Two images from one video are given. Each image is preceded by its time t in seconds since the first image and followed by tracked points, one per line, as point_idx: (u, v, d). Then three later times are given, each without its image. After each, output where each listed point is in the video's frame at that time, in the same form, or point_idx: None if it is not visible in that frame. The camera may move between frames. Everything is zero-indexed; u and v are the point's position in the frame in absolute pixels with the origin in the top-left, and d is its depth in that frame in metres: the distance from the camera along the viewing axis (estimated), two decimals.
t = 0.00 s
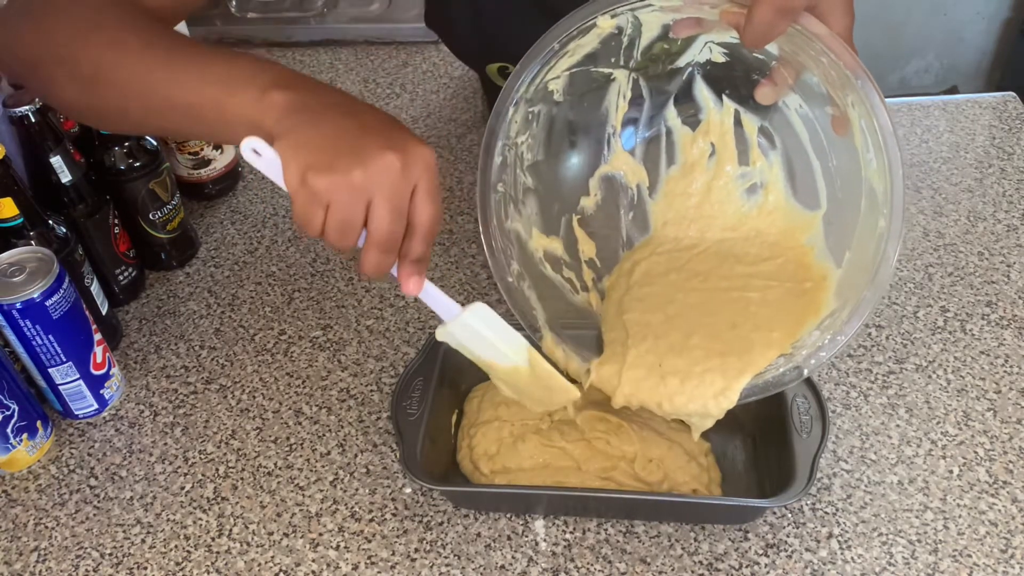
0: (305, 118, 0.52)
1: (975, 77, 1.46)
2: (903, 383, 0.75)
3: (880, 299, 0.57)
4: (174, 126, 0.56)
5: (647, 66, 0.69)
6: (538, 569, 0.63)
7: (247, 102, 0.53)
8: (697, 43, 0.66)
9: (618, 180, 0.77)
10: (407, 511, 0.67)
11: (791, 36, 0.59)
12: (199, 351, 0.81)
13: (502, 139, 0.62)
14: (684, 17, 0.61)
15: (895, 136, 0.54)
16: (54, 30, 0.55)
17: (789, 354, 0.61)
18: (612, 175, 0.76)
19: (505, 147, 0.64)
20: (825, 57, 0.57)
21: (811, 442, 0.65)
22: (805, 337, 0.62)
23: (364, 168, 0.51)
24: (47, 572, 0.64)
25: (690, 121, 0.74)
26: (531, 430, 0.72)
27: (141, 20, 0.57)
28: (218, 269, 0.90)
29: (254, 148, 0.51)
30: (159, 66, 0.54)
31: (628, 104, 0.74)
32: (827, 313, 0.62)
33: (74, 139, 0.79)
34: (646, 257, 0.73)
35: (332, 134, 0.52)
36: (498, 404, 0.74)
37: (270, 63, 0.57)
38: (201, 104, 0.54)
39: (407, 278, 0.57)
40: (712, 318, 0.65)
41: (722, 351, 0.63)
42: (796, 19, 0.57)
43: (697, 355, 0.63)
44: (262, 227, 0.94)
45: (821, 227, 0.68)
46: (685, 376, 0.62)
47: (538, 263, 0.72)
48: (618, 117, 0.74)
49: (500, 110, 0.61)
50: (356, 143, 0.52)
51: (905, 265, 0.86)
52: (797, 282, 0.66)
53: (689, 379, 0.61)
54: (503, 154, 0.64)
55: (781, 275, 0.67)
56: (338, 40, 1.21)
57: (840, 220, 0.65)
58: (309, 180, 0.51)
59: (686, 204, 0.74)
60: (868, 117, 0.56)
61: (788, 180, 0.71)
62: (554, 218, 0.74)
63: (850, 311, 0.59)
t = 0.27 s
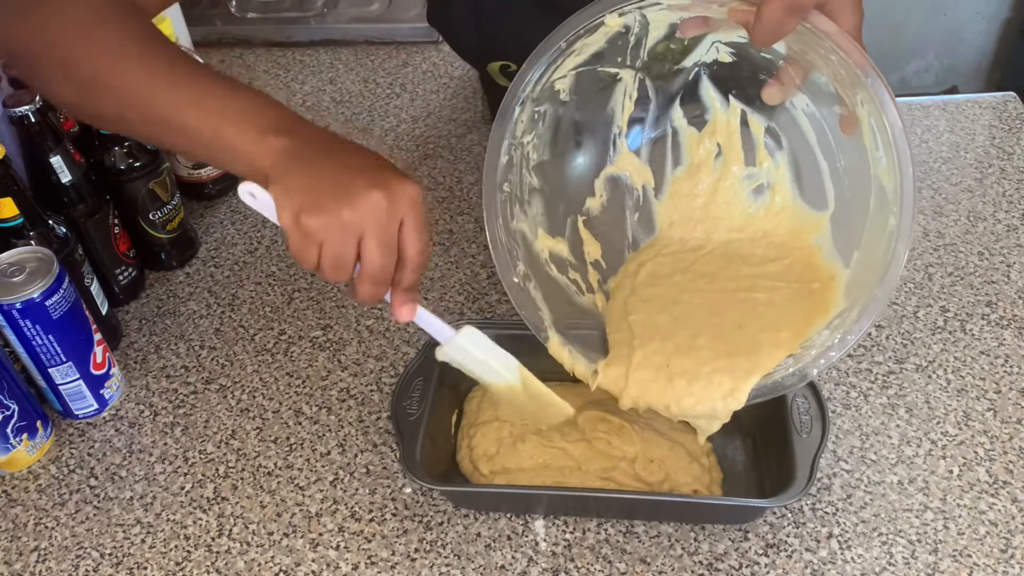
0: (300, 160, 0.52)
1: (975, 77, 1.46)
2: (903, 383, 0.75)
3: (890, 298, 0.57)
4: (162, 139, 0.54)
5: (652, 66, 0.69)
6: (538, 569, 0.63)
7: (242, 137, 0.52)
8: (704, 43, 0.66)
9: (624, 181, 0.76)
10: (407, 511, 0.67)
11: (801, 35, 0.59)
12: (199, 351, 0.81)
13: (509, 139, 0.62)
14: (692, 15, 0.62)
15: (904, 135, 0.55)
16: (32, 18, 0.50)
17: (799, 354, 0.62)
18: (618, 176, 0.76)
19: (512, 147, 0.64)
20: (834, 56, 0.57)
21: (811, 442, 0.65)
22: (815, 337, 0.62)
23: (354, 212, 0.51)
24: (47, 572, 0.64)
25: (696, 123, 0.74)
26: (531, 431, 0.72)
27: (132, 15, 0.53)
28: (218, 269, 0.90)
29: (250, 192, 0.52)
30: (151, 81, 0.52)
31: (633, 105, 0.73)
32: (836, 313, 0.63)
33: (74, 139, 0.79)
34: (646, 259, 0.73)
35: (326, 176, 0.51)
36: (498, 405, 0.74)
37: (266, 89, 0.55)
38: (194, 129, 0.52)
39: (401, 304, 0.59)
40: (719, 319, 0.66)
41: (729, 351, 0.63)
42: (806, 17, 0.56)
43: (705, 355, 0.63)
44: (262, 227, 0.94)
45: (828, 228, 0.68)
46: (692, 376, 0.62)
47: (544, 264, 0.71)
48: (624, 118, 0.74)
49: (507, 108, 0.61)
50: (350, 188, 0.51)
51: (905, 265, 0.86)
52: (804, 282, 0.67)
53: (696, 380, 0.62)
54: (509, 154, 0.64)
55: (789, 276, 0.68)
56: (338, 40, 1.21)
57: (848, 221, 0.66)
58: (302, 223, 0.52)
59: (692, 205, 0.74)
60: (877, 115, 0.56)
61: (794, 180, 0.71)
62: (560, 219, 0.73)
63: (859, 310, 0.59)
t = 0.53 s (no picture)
0: (271, 94, 0.52)
1: (975, 77, 1.46)
2: (903, 383, 0.75)
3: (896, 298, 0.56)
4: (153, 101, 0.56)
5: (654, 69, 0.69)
6: (538, 569, 0.63)
7: (213, 81, 0.53)
8: (707, 45, 0.66)
9: (627, 184, 0.77)
10: (407, 511, 0.67)
11: (805, 37, 0.59)
12: (199, 351, 0.81)
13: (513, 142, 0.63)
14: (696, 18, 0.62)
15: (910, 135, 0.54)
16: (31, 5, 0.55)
17: (805, 355, 0.61)
18: (621, 179, 0.76)
19: (515, 150, 0.65)
20: (838, 57, 0.57)
21: (811, 442, 0.65)
22: (820, 339, 0.61)
23: (323, 136, 0.50)
24: (47, 573, 0.64)
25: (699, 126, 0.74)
26: (531, 431, 0.72)
27: None
28: (218, 269, 0.90)
29: (224, 129, 0.52)
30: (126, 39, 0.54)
31: (636, 108, 0.73)
32: (841, 314, 0.62)
33: (75, 139, 0.80)
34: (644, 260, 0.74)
35: (293, 108, 0.51)
36: (498, 405, 0.74)
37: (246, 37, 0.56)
38: (174, 82, 0.54)
39: (394, 237, 0.57)
40: (724, 321, 0.66)
41: (735, 354, 0.63)
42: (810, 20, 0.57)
43: (711, 358, 0.63)
44: (262, 227, 0.94)
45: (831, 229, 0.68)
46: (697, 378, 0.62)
47: (547, 266, 0.72)
48: (627, 121, 0.74)
49: (510, 112, 0.62)
50: (316, 110, 0.50)
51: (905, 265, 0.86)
52: (809, 285, 0.66)
53: (702, 382, 0.61)
54: (512, 157, 0.65)
55: (794, 279, 0.67)
56: (338, 40, 1.21)
57: (851, 220, 0.65)
58: (275, 154, 0.51)
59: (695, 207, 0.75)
60: (881, 117, 0.55)
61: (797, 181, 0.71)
62: (564, 222, 0.74)
63: (865, 312, 0.58)
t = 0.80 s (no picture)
0: (350, 47, 0.50)
1: (975, 77, 1.46)
2: (903, 383, 0.75)
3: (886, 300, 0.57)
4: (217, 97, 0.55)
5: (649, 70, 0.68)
6: (538, 569, 0.63)
7: (282, 53, 0.51)
8: (700, 45, 0.65)
9: (623, 184, 0.76)
10: (407, 511, 0.67)
11: (794, 38, 0.59)
12: (199, 351, 0.81)
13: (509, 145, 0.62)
14: (688, 19, 0.61)
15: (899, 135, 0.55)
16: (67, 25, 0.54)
17: (795, 356, 0.62)
18: (617, 179, 0.76)
19: (509, 152, 0.64)
20: (827, 58, 0.57)
21: (811, 442, 0.65)
22: (812, 338, 0.62)
23: (428, 82, 0.50)
24: (47, 572, 0.64)
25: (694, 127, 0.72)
26: (531, 431, 0.72)
27: None
28: (218, 269, 0.90)
29: (331, 116, 0.52)
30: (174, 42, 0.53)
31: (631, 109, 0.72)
32: (832, 314, 0.62)
33: (74, 139, 0.79)
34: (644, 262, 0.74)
35: (384, 56, 0.50)
36: (497, 405, 0.74)
37: None
38: (238, 69, 0.52)
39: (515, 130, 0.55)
40: (716, 321, 0.67)
41: (726, 353, 0.64)
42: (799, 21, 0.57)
43: (703, 358, 0.64)
44: (262, 227, 0.94)
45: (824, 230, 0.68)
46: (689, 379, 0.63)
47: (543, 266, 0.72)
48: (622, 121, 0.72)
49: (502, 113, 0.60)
50: (411, 52, 0.50)
51: (905, 265, 0.86)
52: (802, 285, 0.67)
53: (694, 383, 0.62)
54: (507, 159, 0.64)
55: (786, 279, 0.68)
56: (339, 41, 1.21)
57: (843, 220, 0.65)
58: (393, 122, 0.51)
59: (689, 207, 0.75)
60: (871, 117, 0.56)
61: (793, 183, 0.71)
62: (559, 222, 0.74)
63: (855, 312, 0.59)
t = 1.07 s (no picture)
0: (417, 98, 0.47)
1: (975, 77, 1.46)
2: (903, 383, 0.75)
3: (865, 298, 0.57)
4: (266, 142, 0.50)
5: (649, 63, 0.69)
6: (538, 569, 0.63)
7: (350, 102, 0.47)
8: (699, 39, 0.66)
9: (621, 176, 0.76)
10: (407, 511, 0.67)
11: (786, 32, 0.59)
12: (199, 351, 0.81)
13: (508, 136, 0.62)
14: (685, 10, 0.61)
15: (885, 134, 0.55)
16: (106, 66, 0.48)
17: (775, 352, 0.61)
18: (616, 171, 0.76)
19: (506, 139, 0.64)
20: (817, 54, 0.57)
21: (811, 442, 0.65)
22: (792, 335, 0.61)
23: (488, 142, 0.48)
24: (47, 572, 0.64)
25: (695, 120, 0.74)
26: (530, 431, 0.72)
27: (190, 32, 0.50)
28: (218, 269, 0.90)
29: (384, 153, 0.52)
30: (230, 85, 0.47)
31: (632, 100, 0.73)
32: (815, 312, 0.61)
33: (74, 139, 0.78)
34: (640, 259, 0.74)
35: (450, 113, 0.48)
36: (497, 405, 0.74)
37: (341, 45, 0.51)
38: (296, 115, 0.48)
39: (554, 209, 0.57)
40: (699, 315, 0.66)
41: (706, 346, 0.63)
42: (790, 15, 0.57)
43: (682, 349, 0.64)
44: (262, 227, 0.95)
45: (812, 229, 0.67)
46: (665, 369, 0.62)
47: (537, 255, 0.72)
48: (622, 113, 0.74)
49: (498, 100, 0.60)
50: (476, 108, 0.48)
51: (905, 265, 0.86)
52: (790, 282, 0.65)
53: (670, 373, 0.62)
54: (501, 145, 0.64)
55: (773, 274, 0.67)
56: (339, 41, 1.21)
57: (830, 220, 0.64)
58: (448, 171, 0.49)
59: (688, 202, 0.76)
60: (858, 115, 0.56)
61: (788, 181, 0.70)
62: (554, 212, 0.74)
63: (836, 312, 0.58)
